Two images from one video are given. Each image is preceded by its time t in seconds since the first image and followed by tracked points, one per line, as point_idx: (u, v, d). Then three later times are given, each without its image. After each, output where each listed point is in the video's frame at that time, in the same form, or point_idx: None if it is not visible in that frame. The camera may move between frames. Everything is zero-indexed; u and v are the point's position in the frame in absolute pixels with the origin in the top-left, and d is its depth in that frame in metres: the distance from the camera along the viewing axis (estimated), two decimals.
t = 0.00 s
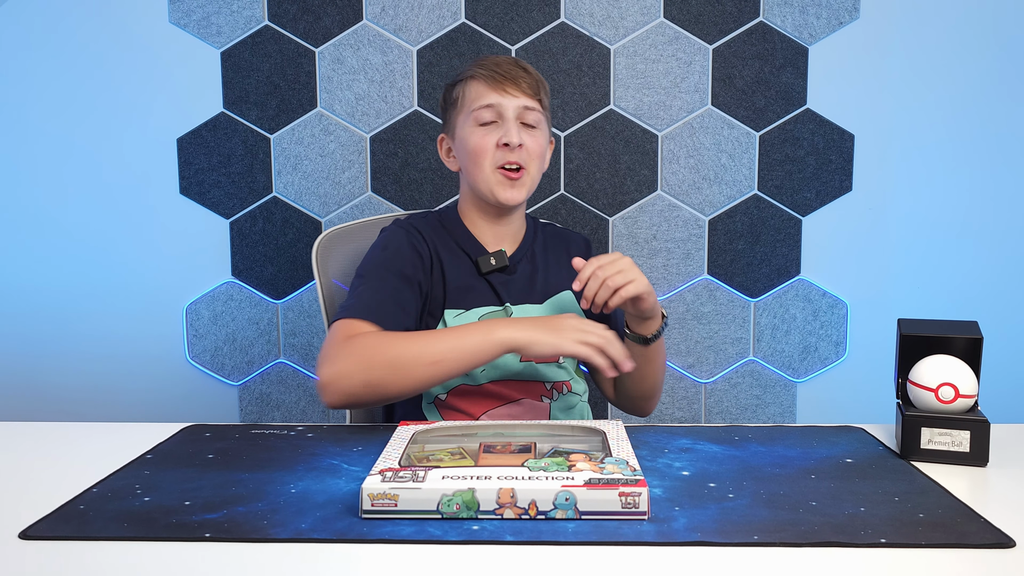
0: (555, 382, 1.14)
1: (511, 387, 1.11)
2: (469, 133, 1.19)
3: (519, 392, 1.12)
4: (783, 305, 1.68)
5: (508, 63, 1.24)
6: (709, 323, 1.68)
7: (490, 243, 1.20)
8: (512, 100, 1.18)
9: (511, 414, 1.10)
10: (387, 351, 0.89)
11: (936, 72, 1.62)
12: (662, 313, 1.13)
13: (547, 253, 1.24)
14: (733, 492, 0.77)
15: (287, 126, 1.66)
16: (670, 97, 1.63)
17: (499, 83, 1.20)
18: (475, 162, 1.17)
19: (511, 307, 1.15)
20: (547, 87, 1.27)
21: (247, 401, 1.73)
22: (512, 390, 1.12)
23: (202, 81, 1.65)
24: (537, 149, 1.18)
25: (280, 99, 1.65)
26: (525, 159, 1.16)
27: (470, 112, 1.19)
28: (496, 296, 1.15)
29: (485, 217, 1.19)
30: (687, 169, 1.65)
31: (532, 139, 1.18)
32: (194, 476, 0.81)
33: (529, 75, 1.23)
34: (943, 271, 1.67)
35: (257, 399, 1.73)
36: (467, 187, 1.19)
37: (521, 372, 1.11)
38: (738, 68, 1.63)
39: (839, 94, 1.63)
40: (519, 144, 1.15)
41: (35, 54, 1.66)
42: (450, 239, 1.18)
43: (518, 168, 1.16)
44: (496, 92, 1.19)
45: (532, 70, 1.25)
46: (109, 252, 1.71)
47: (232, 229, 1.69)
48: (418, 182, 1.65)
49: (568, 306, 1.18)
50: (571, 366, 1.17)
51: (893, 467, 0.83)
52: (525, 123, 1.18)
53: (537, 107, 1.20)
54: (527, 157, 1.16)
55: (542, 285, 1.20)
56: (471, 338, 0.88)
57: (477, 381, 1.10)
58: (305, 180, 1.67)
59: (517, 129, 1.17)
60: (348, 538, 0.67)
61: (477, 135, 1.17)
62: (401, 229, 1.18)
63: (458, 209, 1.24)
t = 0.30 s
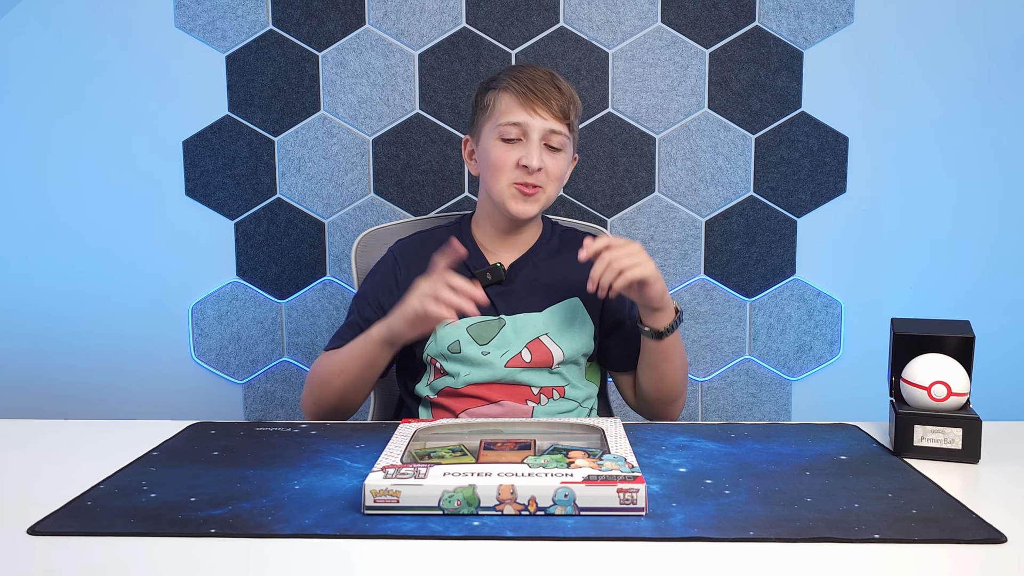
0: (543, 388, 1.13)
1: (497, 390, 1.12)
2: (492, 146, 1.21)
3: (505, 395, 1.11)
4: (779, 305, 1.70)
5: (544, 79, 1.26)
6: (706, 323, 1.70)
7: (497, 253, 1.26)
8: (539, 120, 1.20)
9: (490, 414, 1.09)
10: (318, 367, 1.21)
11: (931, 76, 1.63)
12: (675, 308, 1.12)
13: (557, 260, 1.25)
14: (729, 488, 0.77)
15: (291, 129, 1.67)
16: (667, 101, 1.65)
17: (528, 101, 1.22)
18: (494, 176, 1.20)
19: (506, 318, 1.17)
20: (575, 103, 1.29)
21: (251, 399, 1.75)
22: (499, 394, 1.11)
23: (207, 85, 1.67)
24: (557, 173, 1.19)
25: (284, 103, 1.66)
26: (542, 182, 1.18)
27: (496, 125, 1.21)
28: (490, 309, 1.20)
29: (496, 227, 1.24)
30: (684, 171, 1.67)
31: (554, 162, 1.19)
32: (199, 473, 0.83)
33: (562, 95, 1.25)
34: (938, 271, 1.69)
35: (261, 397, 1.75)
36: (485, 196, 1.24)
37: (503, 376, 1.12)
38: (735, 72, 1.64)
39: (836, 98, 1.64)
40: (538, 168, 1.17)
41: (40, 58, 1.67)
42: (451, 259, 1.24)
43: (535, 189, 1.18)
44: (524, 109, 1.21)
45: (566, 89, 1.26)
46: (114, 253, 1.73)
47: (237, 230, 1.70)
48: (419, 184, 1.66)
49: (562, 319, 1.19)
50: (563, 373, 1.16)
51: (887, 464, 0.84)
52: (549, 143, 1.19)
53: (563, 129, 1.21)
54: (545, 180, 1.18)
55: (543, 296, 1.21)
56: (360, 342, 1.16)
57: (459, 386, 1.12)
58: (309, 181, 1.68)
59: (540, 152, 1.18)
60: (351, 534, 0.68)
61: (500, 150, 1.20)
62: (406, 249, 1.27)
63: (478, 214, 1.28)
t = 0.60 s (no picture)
0: (530, 390, 1.14)
1: (485, 391, 1.14)
2: (480, 151, 1.24)
3: (492, 396, 1.13)
4: (775, 305, 1.71)
5: (528, 78, 1.25)
6: (704, 322, 1.71)
7: (497, 256, 1.27)
8: (523, 122, 1.21)
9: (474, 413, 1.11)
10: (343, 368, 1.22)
11: (927, 79, 1.65)
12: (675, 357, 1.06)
13: (559, 258, 1.25)
14: (726, 486, 0.78)
15: (293, 131, 1.68)
16: (665, 103, 1.66)
17: (511, 103, 1.22)
18: (482, 180, 1.23)
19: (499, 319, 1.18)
20: (567, 101, 1.27)
21: (254, 398, 1.76)
22: (486, 394, 1.13)
23: (211, 88, 1.68)
24: (543, 174, 1.22)
25: (286, 105, 1.67)
26: (527, 185, 1.21)
27: (482, 129, 1.24)
28: (486, 310, 1.20)
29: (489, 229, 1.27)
30: (683, 173, 1.68)
31: (539, 164, 1.21)
32: (204, 470, 0.84)
33: (547, 94, 1.24)
34: (935, 271, 1.70)
35: (265, 396, 1.76)
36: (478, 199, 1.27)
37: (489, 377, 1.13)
38: (732, 75, 1.65)
39: (833, 100, 1.65)
40: (519, 172, 1.20)
41: (45, 60, 1.68)
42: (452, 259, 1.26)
43: (521, 192, 1.22)
44: (507, 112, 1.22)
45: (554, 88, 1.25)
46: (118, 254, 1.74)
47: (240, 231, 1.71)
48: (420, 185, 1.67)
49: (556, 321, 1.19)
50: (555, 376, 1.16)
51: (882, 462, 0.85)
52: (534, 146, 1.21)
53: (548, 130, 1.22)
54: (530, 182, 1.21)
55: (540, 297, 1.21)
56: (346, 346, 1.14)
57: (450, 386, 1.15)
58: (311, 183, 1.69)
59: (523, 155, 1.21)
60: (353, 530, 0.68)
61: (485, 155, 1.23)
62: (416, 250, 1.30)
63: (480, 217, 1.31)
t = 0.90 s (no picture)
0: (523, 392, 1.14)
1: (480, 392, 1.15)
2: (470, 160, 1.23)
3: (487, 397, 1.14)
4: (775, 305, 1.71)
5: (511, 83, 1.25)
6: (704, 322, 1.71)
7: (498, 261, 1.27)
8: (508, 125, 1.20)
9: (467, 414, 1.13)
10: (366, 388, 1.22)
11: (927, 79, 1.65)
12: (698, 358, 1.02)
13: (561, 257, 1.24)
14: (727, 486, 0.78)
15: (294, 131, 1.68)
16: (665, 103, 1.66)
17: (495, 108, 1.21)
18: (473, 187, 1.22)
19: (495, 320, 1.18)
20: (554, 100, 1.26)
21: (255, 398, 1.76)
22: (481, 395, 1.15)
23: (211, 88, 1.68)
24: (532, 177, 1.20)
25: (286, 105, 1.67)
26: (517, 189, 1.19)
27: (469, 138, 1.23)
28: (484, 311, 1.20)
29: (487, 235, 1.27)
30: (683, 173, 1.68)
31: (526, 167, 1.19)
32: (204, 470, 0.83)
33: (530, 97, 1.23)
34: (934, 271, 1.70)
35: (265, 396, 1.76)
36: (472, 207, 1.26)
37: (481, 379, 1.14)
38: (732, 75, 1.65)
39: (833, 100, 1.66)
40: (506, 175, 1.17)
41: (45, 60, 1.68)
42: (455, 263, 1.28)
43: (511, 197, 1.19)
44: (491, 117, 1.20)
45: (538, 90, 1.24)
46: (118, 254, 1.74)
47: (240, 231, 1.71)
48: (421, 185, 1.67)
49: (551, 324, 1.17)
50: (549, 377, 1.16)
51: (882, 462, 0.85)
52: (521, 148, 1.19)
53: (535, 132, 1.20)
54: (519, 186, 1.19)
55: (538, 297, 1.20)
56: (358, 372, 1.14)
57: (447, 386, 1.17)
58: (312, 183, 1.69)
59: (510, 158, 1.19)
60: (353, 531, 0.68)
61: (474, 163, 1.21)
62: (427, 253, 1.34)
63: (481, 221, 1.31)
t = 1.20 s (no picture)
0: (520, 390, 1.14)
1: (478, 389, 1.15)
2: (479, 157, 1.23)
3: (485, 394, 1.15)
4: (776, 305, 1.71)
5: (524, 81, 1.24)
6: (704, 323, 1.71)
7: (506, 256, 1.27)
8: (518, 126, 1.19)
9: (464, 411, 1.14)
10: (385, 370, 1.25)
11: (927, 79, 1.65)
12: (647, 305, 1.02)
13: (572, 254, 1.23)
14: (727, 486, 0.78)
15: (294, 131, 1.68)
16: (665, 103, 1.66)
17: (505, 107, 1.20)
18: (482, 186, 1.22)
19: (497, 317, 1.19)
20: (567, 101, 1.25)
21: (255, 398, 1.76)
22: (479, 392, 1.15)
23: (212, 88, 1.68)
24: (539, 178, 1.20)
25: (287, 105, 1.67)
26: (524, 189, 1.19)
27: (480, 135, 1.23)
28: (490, 307, 1.20)
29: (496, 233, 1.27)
30: (683, 173, 1.68)
31: (534, 167, 1.19)
32: (204, 470, 0.83)
33: (542, 97, 1.22)
34: (934, 271, 1.70)
35: (265, 396, 1.76)
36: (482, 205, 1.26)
37: (480, 375, 1.15)
38: (732, 75, 1.65)
39: (833, 100, 1.66)
40: (513, 176, 1.17)
41: (46, 60, 1.68)
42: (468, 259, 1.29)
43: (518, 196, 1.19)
44: (501, 116, 1.20)
45: (548, 91, 1.23)
46: (120, 255, 1.74)
47: (240, 231, 1.71)
48: (421, 186, 1.67)
49: (552, 321, 1.17)
50: (548, 376, 1.15)
51: (881, 462, 0.85)
52: (530, 149, 1.19)
53: (544, 133, 1.20)
54: (525, 186, 1.19)
55: (543, 293, 1.20)
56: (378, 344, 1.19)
57: (450, 381, 1.18)
58: (312, 183, 1.69)
59: (518, 158, 1.18)
60: (353, 531, 0.68)
61: (484, 160, 1.21)
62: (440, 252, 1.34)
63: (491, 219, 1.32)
